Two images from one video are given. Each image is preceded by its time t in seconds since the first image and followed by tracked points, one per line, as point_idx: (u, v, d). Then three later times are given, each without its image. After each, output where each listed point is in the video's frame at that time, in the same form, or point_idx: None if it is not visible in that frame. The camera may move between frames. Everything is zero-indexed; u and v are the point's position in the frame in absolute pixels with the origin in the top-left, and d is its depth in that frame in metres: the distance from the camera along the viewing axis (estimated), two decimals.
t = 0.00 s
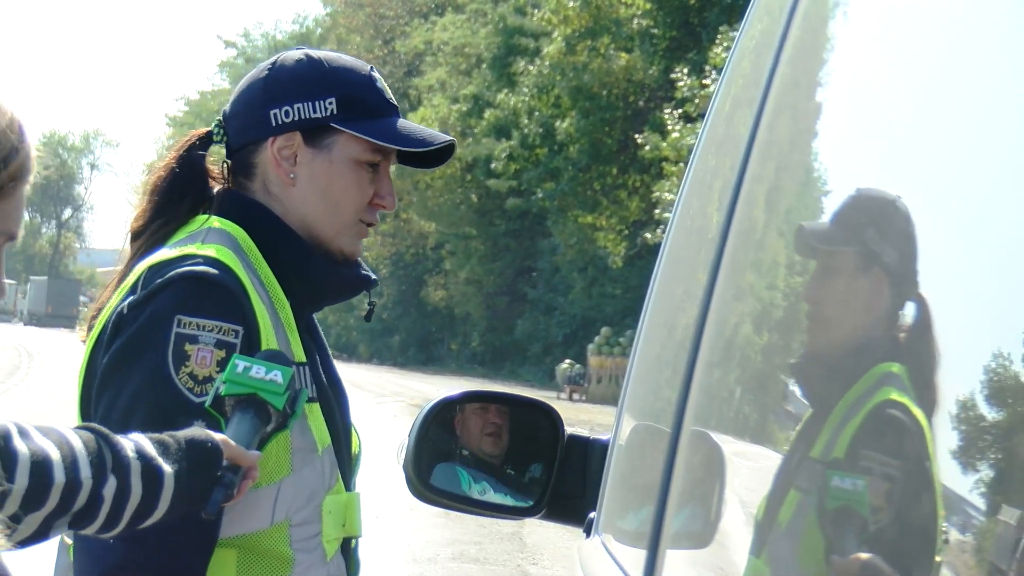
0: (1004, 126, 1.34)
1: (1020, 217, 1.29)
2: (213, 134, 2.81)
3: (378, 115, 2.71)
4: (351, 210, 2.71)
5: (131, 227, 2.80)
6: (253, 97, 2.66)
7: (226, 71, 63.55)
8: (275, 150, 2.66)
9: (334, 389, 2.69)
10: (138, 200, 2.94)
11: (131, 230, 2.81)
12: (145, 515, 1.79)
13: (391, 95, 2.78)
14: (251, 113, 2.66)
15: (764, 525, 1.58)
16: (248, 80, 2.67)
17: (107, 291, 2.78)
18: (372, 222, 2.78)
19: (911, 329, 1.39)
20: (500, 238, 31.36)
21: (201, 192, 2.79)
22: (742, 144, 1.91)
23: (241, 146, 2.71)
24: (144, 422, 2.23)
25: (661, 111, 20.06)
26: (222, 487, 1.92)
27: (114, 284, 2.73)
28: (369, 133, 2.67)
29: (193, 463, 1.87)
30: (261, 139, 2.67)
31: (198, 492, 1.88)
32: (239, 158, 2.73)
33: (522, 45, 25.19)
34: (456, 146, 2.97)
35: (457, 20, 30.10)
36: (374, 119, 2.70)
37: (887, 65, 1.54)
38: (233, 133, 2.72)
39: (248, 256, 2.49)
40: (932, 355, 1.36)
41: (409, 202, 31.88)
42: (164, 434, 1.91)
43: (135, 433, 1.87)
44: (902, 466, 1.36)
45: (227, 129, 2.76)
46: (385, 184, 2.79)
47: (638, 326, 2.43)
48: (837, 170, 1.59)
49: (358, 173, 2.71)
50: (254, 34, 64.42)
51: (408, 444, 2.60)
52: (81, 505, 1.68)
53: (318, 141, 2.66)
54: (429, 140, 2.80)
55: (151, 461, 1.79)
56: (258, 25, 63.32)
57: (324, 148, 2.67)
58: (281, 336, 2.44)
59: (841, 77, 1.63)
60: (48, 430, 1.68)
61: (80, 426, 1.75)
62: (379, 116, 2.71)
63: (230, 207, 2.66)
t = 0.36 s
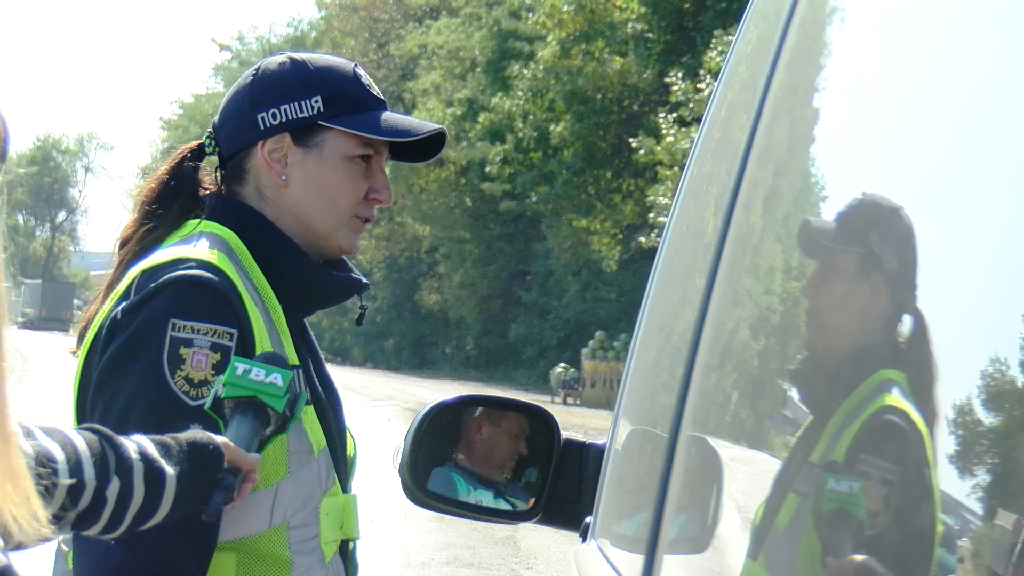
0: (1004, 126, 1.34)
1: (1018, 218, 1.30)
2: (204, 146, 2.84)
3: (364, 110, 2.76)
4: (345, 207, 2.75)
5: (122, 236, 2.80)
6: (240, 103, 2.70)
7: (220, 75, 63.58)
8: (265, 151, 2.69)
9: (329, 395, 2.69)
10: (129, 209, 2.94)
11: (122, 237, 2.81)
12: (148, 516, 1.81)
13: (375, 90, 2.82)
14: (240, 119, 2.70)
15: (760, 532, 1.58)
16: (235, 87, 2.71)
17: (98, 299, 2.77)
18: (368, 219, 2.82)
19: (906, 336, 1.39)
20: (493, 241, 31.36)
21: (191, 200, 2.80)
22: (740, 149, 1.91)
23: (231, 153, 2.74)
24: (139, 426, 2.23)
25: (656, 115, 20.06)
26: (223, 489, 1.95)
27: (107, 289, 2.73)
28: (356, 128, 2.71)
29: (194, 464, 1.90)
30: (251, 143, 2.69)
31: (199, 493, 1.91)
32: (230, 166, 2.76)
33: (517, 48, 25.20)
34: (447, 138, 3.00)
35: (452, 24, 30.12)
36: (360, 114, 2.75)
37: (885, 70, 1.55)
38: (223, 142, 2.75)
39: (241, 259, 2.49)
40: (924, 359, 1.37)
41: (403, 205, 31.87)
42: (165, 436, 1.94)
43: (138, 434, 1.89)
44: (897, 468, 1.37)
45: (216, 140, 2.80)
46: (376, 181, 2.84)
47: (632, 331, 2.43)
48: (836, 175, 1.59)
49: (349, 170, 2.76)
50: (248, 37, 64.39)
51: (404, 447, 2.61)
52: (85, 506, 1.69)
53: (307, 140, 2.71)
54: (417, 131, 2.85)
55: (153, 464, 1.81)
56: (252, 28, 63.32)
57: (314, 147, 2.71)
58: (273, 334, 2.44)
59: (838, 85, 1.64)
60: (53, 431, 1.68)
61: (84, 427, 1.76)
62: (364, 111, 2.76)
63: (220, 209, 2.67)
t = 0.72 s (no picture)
0: (1007, 133, 1.34)
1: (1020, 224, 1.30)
2: (219, 163, 2.87)
3: (376, 135, 2.78)
4: (345, 227, 2.75)
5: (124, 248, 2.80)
6: (256, 115, 2.74)
7: (218, 89, 63.74)
8: (272, 164, 2.73)
9: (326, 410, 2.68)
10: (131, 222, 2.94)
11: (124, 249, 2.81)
12: (154, 525, 1.80)
13: (392, 122, 2.84)
14: (254, 131, 2.73)
15: (760, 547, 1.57)
16: (255, 100, 2.76)
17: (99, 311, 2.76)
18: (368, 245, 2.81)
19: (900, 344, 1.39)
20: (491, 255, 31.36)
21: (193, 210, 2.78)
22: (740, 162, 1.91)
23: (243, 166, 2.77)
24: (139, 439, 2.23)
25: (653, 130, 20.08)
26: (230, 496, 1.95)
27: (106, 303, 2.72)
28: (365, 150, 2.73)
29: (200, 472, 1.89)
30: (261, 154, 2.73)
31: (207, 499, 1.91)
32: (240, 180, 2.79)
33: (514, 62, 25.26)
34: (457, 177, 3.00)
35: (450, 39, 30.21)
36: (371, 139, 2.76)
37: (889, 79, 1.54)
38: (237, 154, 2.79)
39: (242, 273, 2.49)
40: (923, 370, 1.36)
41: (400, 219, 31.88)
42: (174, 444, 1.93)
43: (145, 442, 1.88)
44: (896, 479, 1.36)
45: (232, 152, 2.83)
46: (381, 210, 2.84)
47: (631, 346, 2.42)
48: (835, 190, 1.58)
49: (354, 194, 2.77)
50: (246, 51, 64.54)
51: (402, 463, 2.60)
52: (92, 515, 1.68)
53: (315, 157, 2.73)
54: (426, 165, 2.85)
55: (161, 471, 1.81)
56: (250, 42, 63.46)
57: (320, 164, 2.73)
58: (271, 342, 2.43)
59: (837, 100, 1.63)
60: (61, 440, 1.68)
61: (92, 435, 1.75)
62: (376, 137, 2.77)
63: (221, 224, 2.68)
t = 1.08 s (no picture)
0: (1005, 134, 1.35)
1: (1020, 225, 1.31)
2: (229, 168, 2.88)
3: (388, 155, 2.78)
4: (349, 243, 2.74)
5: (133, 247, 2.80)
6: (271, 126, 2.73)
7: (211, 97, 63.80)
8: (283, 174, 2.72)
9: (323, 418, 2.68)
10: (140, 223, 2.95)
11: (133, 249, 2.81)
12: (148, 531, 1.80)
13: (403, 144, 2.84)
14: (266, 141, 2.73)
15: (751, 554, 1.58)
16: (271, 111, 2.76)
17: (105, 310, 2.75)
18: (369, 264, 2.81)
19: (884, 349, 1.41)
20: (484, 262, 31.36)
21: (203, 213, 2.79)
22: (734, 168, 1.92)
23: (253, 174, 2.77)
24: (143, 440, 2.23)
25: (646, 136, 20.11)
26: (226, 501, 1.95)
27: (112, 301, 2.72)
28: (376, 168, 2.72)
29: (197, 477, 1.89)
30: (273, 163, 2.73)
31: (202, 506, 1.90)
32: (249, 188, 2.79)
33: (507, 69, 25.31)
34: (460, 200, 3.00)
35: (442, 45, 30.25)
36: (383, 158, 2.76)
37: (885, 82, 1.55)
38: (248, 163, 2.79)
39: (248, 279, 2.49)
40: (912, 374, 1.37)
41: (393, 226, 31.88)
42: (169, 449, 1.93)
43: (140, 448, 1.88)
44: (885, 478, 1.37)
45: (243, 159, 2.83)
46: (386, 231, 2.84)
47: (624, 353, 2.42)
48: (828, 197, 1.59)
49: (360, 210, 2.77)
50: (239, 58, 64.59)
51: (395, 470, 2.60)
52: (86, 522, 1.68)
53: (325, 171, 2.73)
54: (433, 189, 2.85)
55: (155, 477, 1.80)
56: (243, 49, 63.51)
57: (330, 178, 2.73)
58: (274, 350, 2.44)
59: (830, 107, 1.64)
60: (54, 446, 1.67)
61: (86, 442, 1.75)
62: (387, 156, 2.77)
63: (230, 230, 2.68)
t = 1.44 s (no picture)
0: (1004, 133, 1.35)
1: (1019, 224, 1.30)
2: (222, 163, 2.87)
3: (384, 154, 2.78)
4: (346, 240, 2.75)
5: (131, 243, 2.79)
6: (267, 123, 2.73)
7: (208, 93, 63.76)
8: (281, 173, 2.72)
9: (319, 414, 2.69)
10: (136, 219, 2.94)
11: (130, 246, 2.81)
12: (134, 532, 1.79)
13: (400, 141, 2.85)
14: (262, 139, 2.73)
15: (745, 552, 1.59)
16: (266, 109, 2.75)
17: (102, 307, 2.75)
18: (366, 261, 2.81)
19: (880, 345, 1.41)
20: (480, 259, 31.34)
21: (199, 208, 2.79)
22: (729, 166, 1.92)
23: (249, 171, 2.77)
24: (140, 438, 2.23)
25: (643, 133, 20.08)
26: (209, 503, 1.93)
27: (109, 298, 2.72)
28: (372, 167, 2.72)
29: (182, 479, 1.88)
30: (270, 162, 2.73)
31: (186, 509, 1.89)
32: (244, 184, 2.79)
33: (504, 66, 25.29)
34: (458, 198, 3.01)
35: (439, 42, 30.21)
36: (380, 157, 2.76)
37: (885, 80, 1.55)
38: (244, 158, 2.78)
39: (244, 276, 2.50)
40: (907, 371, 1.38)
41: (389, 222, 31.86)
42: (153, 450, 1.91)
43: (125, 449, 1.88)
44: (878, 475, 1.38)
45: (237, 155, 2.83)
46: (382, 227, 2.84)
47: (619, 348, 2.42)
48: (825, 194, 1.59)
49: (358, 209, 2.77)
50: (235, 55, 64.52)
51: (391, 466, 2.60)
52: (72, 523, 1.68)
53: (323, 169, 2.73)
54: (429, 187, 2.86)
55: (139, 478, 1.80)
56: (240, 46, 63.47)
57: (328, 177, 2.73)
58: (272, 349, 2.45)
59: (827, 104, 1.65)
60: (39, 448, 1.68)
61: (70, 443, 1.75)
62: (384, 154, 2.77)
63: (227, 228, 2.68)
